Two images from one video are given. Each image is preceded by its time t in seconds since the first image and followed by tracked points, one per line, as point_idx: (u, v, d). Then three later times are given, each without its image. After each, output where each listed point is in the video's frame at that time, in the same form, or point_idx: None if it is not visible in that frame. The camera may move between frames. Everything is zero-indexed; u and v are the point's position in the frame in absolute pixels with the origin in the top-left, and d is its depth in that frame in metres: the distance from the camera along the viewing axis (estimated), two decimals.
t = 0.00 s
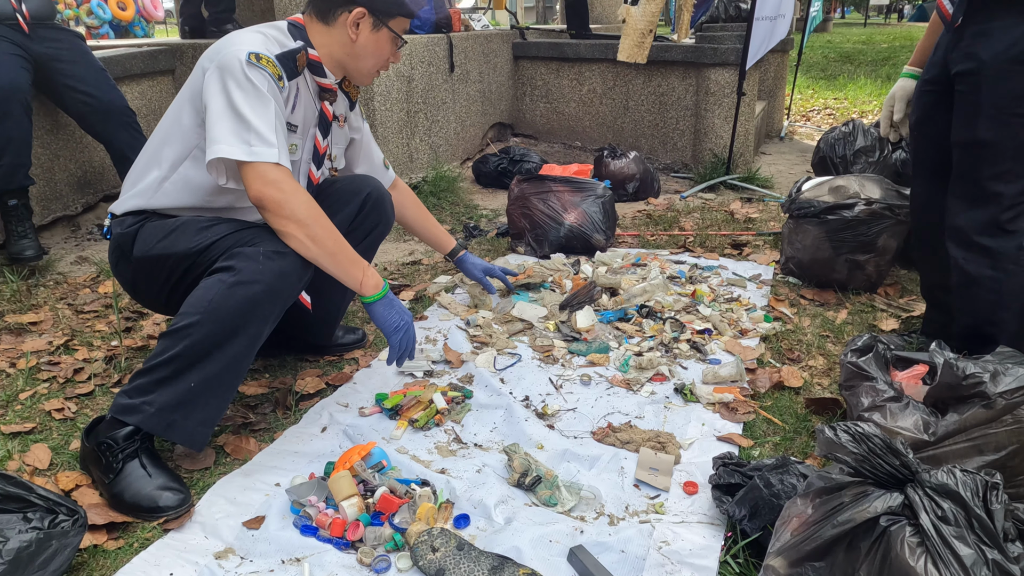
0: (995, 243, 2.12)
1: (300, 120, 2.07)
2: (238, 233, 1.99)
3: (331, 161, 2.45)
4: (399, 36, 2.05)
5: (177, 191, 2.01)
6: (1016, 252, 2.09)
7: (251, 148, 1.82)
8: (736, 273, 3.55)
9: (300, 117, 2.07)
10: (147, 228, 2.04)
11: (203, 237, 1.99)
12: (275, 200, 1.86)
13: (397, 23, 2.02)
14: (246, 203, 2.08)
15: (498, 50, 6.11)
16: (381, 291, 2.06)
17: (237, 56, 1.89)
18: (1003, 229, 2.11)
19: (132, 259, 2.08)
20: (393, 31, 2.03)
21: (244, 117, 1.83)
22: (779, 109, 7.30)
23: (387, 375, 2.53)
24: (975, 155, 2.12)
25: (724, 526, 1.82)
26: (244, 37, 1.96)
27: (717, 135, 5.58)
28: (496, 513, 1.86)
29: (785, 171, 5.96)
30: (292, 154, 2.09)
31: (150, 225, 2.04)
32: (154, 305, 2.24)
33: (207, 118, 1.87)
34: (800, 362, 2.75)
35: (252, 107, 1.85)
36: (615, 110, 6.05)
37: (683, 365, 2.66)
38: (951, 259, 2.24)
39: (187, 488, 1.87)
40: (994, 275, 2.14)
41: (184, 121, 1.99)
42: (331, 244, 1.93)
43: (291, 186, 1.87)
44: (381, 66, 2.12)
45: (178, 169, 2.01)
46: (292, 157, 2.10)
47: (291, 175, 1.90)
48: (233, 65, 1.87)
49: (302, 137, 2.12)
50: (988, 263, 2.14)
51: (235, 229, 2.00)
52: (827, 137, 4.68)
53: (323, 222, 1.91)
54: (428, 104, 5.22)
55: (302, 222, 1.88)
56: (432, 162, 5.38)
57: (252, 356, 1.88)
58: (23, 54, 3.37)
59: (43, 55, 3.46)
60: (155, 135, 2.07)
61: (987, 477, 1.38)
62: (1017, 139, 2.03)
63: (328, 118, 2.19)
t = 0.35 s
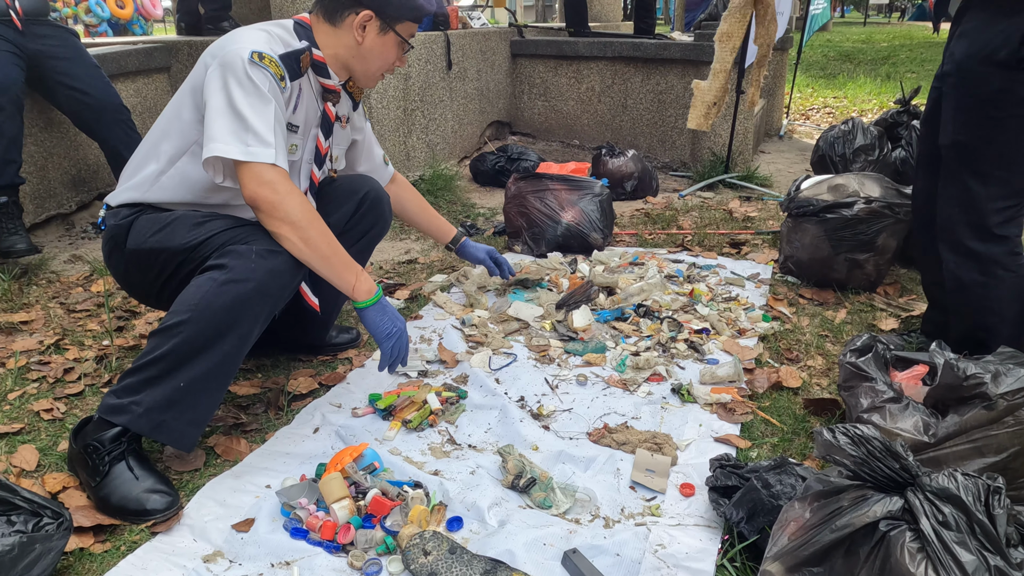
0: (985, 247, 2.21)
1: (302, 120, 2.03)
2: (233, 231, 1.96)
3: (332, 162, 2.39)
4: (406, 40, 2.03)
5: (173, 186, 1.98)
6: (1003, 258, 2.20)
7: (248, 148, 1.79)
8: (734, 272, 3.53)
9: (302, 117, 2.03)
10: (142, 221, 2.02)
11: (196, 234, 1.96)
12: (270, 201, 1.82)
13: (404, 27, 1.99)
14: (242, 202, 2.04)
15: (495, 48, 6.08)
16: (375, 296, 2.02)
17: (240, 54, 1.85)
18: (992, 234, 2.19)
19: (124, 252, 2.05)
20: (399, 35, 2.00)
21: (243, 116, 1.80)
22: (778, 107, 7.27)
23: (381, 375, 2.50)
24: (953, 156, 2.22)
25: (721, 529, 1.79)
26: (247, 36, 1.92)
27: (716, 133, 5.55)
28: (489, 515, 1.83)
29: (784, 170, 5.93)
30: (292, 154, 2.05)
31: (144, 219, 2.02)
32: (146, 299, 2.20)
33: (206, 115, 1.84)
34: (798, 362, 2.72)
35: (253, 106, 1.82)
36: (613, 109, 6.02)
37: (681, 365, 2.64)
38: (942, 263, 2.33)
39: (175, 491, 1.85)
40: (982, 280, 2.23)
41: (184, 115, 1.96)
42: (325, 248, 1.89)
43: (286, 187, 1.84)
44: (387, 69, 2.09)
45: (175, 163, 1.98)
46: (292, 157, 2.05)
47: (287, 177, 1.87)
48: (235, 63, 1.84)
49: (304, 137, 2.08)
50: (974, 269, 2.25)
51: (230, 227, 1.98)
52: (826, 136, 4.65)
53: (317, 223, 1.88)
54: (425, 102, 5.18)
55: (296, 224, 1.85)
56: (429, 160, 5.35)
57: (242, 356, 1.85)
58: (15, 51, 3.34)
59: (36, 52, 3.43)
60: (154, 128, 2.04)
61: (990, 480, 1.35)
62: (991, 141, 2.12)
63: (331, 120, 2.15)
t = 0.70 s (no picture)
0: (979, 245, 2.24)
1: (299, 118, 2.01)
2: (228, 228, 1.94)
3: (330, 161, 2.36)
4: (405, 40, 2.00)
5: (168, 181, 1.96)
6: (999, 257, 2.22)
7: (243, 144, 1.77)
8: (733, 270, 3.51)
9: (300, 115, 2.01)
10: (136, 216, 2.00)
11: (190, 230, 1.94)
12: (265, 198, 1.80)
13: (404, 27, 1.97)
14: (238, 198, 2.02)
15: (494, 46, 6.06)
16: (369, 295, 2.00)
17: (237, 50, 1.84)
18: (984, 231, 2.22)
19: (118, 248, 2.03)
20: (399, 35, 1.97)
21: (239, 112, 1.79)
22: (777, 106, 7.26)
23: (376, 373, 2.48)
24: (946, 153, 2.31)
25: (718, 529, 1.77)
26: (245, 32, 1.90)
27: (715, 132, 5.53)
28: (484, 515, 1.81)
29: (783, 169, 5.92)
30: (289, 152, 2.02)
31: (137, 214, 2.00)
32: (140, 295, 2.18)
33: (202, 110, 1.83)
34: (797, 361, 2.70)
35: (249, 103, 1.80)
36: (611, 107, 6.00)
37: (678, 364, 2.62)
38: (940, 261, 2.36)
39: (166, 490, 1.83)
40: (977, 278, 2.25)
41: (179, 110, 1.93)
42: (320, 245, 1.87)
43: (281, 185, 1.82)
44: (385, 70, 2.07)
45: (170, 158, 1.96)
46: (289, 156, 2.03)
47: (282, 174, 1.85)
48: (231, 59, 1.83)
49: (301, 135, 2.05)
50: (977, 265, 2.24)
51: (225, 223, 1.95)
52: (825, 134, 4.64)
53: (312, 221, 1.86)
54: (423, 100, 5.17)
55: (292, 221, 1.83)
56: (427, 158, 5.33)
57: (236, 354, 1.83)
58: (9, 48, 3.32)
59: (30, 49, 3.40)
60: (150, 123, 2.01)
61: (990, 480, 1.33)
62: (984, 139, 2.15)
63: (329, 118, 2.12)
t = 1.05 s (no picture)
0: (978, 246, 2.23)
1: (301, 121, 2.00)
2: (229, 230, 1.93)
3: (331, 164, 2.36)
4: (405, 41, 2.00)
5: (171, 184, 1.96)
6: (994, 259, 2.21)
7: (246, 146, 1.77)
8: (733, 272, 3.51)
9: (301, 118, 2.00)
10: (138, 217, 1.99)
11: (191, 232, 1.94)
12: (267, 200, 1.80)
13: (404, 28, 1.97)
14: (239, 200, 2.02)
15: (493, 47, 6.06)
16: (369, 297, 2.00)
17: (239, 53, 1.83)
18: (981, 233, 2.21)
19: (119, 249, 2.03)
20: (399, 36, 1.97)
21: (242, 114, 1.78)
22: (778, 107, 7.26)
23: (376, 376, 2.48)
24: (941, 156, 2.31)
25: (719, 532, 1.77)
26: (247, 35, 1.90)
27: (715, 133, 5.53)
28: (484, 519, 1.81)
29: (783, 169, 5.91)
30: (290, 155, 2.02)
31: (139, 216, 1.99)
32: (141, 296, 2.17)
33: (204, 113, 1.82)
34: (798, 363, 2.70)
35: (251, 105, 1.80)
36: (611, 108, 6.00)
37: (678, 366, 2.61)
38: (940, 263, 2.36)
39: (166, 493, 1.82)
40: (975, 280, 2.26)
41: (182, 113, 1.93)
42: (321, 247, 1.87)
43: (284, 188, 1.82)
44: (386, 71, 2.06)
45: (173, 160, 1.96)
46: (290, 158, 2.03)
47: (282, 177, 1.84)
48: (234, 62, 1.82)
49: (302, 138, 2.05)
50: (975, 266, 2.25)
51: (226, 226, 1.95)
52: (825, 135, 4.64)
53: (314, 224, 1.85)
54: (423, 101, 5.17)
55: (293, 224, 1.82)
56: (427, 160, 5.33)
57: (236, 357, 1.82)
58: (8, 49, 3.31)
59: (30, 50, 3.40)
60: (152, 125, 2.01)
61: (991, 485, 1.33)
62: (984, 140, 2.14)
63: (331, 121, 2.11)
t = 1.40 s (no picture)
0: (983, 243, 2.21)
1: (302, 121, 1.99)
2: (230, 231, 1.92)
3: (332, 164, 2.34)
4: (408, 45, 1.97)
5: (173, 184, 1.94)
6: (999, 252, 2.19)
7: (247, 147, 1.75)
8: (736, 273, 3.49)
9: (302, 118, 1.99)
10: (139, 217, 1.98)
11: (191, 232, 1.92)
12: (268, 199, 1.78)
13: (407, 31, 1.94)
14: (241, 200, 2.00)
15: (494, 47, 6.04)
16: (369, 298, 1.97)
17: (242, 54, 1.82)
18: (985, 229, 2.19)
19: (119, 248, 2.01)
20: (402, 39, 1.95)
21: (244, 115, 1.77)
22: (778, 108, 7.25)
23: (376, 378, 2.46)
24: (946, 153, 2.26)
25: (722, 536, 1.75)
26: (249, 36, 1.89)
27: (716, 134, 5.52)
28: (485, 522, 1.79)
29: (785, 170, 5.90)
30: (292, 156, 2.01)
31: (140, 215, 1.98)
32: (140, 296, 2.15)
33: (207, 114, 1.81)
34: (801, 365, 2.69)
35: (254, 106, 1.78)
36: (612, 109, 5.98)
37: (681, 368, 2.60)
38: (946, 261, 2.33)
39: (163, 496, 1.80)
40: (981, 276, 2.23)
41: (185, 113, 1.92)
42: (321, 247, 1.85)
43: (284, 187, 1.79)
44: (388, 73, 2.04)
45: (175, 160, 1.94)
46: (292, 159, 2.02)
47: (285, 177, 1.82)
48: (236, 63, 1.81)
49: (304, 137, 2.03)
50: (977, 265, 2.24)
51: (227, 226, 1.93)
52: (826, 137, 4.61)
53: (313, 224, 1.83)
54: (424, 101, 5.15)
55: (293, 224, 1.80)
56: (427, 161, 5.32)
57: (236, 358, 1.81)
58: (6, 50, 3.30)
59: (29, 51, 3.39)
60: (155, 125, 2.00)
61: (1001, 489, 1.31)
62: (989, 138, 2.12)
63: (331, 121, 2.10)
